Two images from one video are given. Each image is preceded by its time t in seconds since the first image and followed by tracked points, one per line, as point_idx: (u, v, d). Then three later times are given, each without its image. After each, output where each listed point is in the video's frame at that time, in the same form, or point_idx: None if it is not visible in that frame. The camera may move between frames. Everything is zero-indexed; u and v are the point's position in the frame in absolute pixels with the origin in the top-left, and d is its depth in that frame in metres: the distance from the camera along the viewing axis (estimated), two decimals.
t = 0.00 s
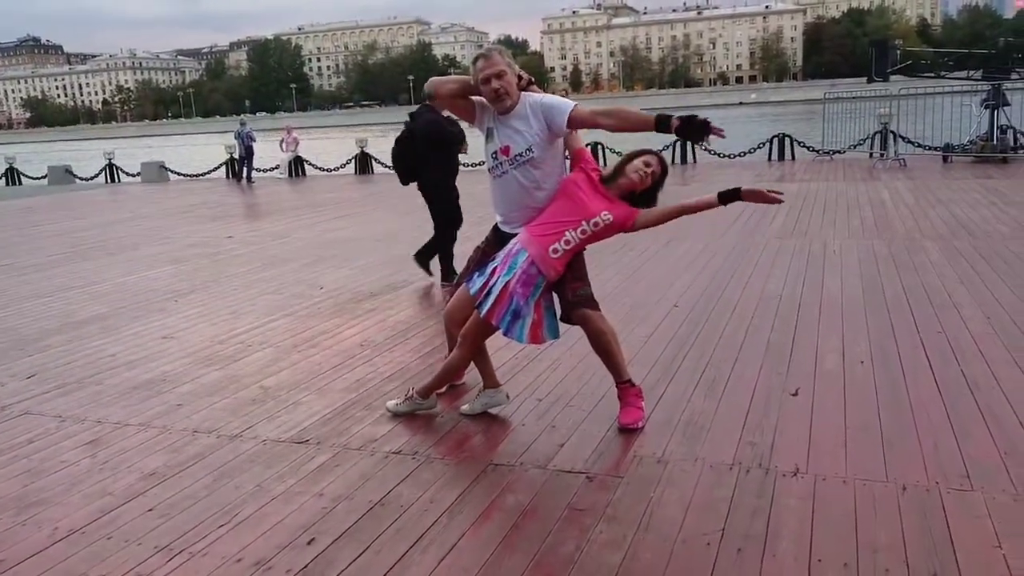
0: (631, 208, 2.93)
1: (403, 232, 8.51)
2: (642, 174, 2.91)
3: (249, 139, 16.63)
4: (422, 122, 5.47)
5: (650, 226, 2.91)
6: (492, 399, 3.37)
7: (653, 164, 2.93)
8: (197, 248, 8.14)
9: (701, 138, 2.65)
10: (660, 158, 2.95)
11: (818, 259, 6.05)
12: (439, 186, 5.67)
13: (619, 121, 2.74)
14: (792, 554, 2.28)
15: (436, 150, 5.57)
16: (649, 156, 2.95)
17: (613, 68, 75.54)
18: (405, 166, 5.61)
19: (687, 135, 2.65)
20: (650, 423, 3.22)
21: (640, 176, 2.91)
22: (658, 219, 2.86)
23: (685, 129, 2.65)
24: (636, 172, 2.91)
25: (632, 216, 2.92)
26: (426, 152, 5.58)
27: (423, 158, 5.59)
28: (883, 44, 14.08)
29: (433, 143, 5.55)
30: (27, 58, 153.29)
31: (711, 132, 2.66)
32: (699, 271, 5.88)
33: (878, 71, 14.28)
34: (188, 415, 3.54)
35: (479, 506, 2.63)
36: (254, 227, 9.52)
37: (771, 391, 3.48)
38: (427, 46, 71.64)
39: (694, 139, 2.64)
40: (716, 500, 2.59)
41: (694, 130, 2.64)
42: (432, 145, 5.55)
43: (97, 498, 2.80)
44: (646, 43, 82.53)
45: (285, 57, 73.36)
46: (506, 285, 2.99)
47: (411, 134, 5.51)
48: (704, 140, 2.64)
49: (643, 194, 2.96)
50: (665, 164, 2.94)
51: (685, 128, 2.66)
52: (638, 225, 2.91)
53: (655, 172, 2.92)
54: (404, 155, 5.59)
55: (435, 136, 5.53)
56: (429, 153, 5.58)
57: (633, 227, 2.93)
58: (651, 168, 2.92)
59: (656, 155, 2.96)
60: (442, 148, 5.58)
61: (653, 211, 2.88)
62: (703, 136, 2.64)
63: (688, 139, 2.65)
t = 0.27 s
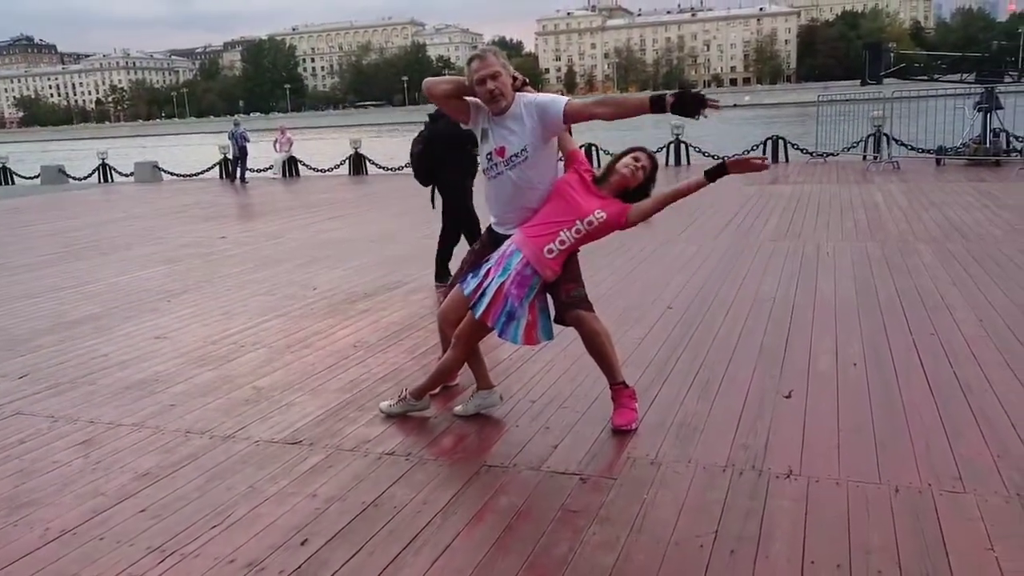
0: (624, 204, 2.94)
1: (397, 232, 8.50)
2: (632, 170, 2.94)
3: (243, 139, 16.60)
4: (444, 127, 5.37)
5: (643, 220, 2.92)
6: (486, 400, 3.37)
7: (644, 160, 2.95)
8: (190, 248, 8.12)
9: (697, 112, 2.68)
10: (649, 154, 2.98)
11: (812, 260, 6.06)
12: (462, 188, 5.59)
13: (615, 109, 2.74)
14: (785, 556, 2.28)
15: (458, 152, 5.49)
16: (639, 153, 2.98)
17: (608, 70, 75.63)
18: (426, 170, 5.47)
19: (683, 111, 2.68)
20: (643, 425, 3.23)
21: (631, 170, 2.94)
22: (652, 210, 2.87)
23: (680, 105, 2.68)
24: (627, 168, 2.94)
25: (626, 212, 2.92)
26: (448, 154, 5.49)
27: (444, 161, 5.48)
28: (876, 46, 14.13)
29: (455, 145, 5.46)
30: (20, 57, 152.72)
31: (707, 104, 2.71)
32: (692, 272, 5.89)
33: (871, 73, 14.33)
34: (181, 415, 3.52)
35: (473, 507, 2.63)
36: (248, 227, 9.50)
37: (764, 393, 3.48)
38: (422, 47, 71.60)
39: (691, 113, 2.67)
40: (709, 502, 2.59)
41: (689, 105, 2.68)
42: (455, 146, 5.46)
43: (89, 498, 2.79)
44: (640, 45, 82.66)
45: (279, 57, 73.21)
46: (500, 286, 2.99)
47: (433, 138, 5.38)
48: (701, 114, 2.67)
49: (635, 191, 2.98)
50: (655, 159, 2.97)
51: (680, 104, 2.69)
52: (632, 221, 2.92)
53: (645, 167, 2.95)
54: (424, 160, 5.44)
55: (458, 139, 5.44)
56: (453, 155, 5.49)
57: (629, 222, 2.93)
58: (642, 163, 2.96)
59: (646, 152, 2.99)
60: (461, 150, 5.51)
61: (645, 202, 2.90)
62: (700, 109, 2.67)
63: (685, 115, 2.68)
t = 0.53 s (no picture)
0: (618, 202, 2.92)
1: (393, 235, 8.50)
2: (624, 169, 2.96)
3: (239, 142, 16.57)
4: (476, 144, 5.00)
5: (638, 217, 2.89)
6: (481, 402, 3.36)
7: (636, 160, 2.98)
8: (185, 250, 8.10)
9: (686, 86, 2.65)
10: (642, 155, 3.01)
11: (806, 265, 6.07)
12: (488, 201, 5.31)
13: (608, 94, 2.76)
14: (780, 560, 2.27)
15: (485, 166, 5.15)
16: (632, 154, 3.00)
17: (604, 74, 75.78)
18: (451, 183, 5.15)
19: (672, 87, 2.65)
20: (638, 428, 3.22)
21: (624, 169, 2.95)
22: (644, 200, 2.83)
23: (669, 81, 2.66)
24: (621, 168, 2.95)
25: (620, 210, 2.89)
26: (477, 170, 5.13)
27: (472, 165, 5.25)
28: (872, 52, 14.18)
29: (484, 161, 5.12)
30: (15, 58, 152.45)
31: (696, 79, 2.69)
32: (688, 276, 5.89)
33: (866, 79, 14.37)
34: (174, 417, 3.51)
35: (467, 511, 2.62)
36: (244, 229, 9.47)
37: (759, 398, 3.48)
38: (418, 50, 71.64)
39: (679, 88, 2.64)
40: (704, 506, 2.59)
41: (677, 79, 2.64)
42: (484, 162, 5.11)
43: (81, 501, 2.77)
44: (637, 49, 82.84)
45: (275, 59, 73.17)
46: (496, 288, 2.98)
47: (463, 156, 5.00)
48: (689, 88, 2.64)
49: (630, 190, 2.97)
50: (647, 160, 2.99)
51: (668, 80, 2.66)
52: (627, 219, 2.89)
53: (636, 166, 2.97)
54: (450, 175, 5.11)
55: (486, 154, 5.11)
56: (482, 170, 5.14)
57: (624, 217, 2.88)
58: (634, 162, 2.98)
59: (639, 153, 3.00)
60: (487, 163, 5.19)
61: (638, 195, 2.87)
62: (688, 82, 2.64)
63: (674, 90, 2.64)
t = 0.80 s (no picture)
0: (615, 202, 2.93)
1: (390, 239, 8.49)
2: (617, 169, 2.97)
3: (236, 145, 16.55)
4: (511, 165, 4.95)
5: (635, 216, 2.89)
6: (476, 407, 3.35)
7: (630, 160, 2.99)
8: (181, 252, 8.09)
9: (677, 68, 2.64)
10: (635, 156, 3.02)
11: (802, 271, 6.08)
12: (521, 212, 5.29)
13: (601, 86, 2.77)
14: (775, 566, 2.27)
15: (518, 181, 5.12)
16: (625, 154, 3.01)
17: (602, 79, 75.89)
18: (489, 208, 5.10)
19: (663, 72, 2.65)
20: (634, 434, 3.22)
21: (619, 169, 2.97)
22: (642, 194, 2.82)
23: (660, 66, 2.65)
24: (615, 168, 2.96)
25: (617, 209, 2.90)
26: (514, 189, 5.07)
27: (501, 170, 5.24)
28: (868, 60, 14.21)
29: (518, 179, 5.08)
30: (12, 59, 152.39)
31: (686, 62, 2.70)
32: (684, 282, 5.89)
33: (863, 86, 14.41)
34: (169, 420, 3.50)
35: (462, 516, 2.61)
36: (240, 232, 9.46)
37: (754, 404, 3.48)
38: (416, 54, 71.71)
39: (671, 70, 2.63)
40: (699, 511, 2.58)
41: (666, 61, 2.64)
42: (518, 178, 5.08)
43: (74, 504, 2.76)
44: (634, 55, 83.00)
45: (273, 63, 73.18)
46: (493, 293, 2.97)
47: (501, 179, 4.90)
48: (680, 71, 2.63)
49: (625, 190, 2.98)
50: (642, 160, 3.00)
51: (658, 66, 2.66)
52: (624, 218, 2.89)
53: (630, 165, 2.98)
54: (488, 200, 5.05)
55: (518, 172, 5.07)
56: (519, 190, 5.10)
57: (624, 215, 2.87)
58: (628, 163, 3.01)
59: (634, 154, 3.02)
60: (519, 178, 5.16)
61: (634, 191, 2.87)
62: (678, 64, 2.63)
63: (665, 73, 2.63)
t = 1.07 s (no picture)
0: (608, 206, 2.94)
1: (386, 245, 8.49)
2: (609, 173, 2.98)
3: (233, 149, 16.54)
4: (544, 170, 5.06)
5: (630, 218, 2.91)
6: (470, 413, 3.34)
7: (622, 163, 3.01)
8: (176, 257, 8.07)
9: (666, 55, 2.65)
10: (628, 159, 3.03)
11: (797, 280, 6.09)
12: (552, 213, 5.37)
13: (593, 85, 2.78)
14: None
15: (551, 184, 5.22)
16: (618, 158, 3.02)
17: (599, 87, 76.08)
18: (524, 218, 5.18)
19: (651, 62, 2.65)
20: (628, 441, 3.21)
21: (611, 173, 2.98)
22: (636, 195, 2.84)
23: (648, 56, 2.65)
24: (608, 172, 2.97)
25: (611, 212, 2.91)
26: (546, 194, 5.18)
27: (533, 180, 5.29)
28: (864, 70, 14.27)
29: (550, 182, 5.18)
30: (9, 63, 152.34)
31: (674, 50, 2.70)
32: (680, 290, 5.90)
33: (858, 96, 14.47)
34: (162, 425, 3.49)
35: (455, 522, 2.60)
36: (235, 237, 9.45)
37: (748, 412, 3.48)
38: (413, 61, 71.83)
39: (659, 58, 2.63)
40: (693, 519, 2.58)
41: (654, 51, 2.64)
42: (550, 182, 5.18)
43: (66, 508, 2.75)
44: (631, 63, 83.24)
45: (270, 68, 73.23)
46: (489, 299, 2.96)
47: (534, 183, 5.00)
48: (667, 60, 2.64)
49: (618, 194, 2.99)
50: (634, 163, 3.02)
51: (646, 56, 2.67)
52: (619, 221, 2.91)
53: (622, 169, 2.99)
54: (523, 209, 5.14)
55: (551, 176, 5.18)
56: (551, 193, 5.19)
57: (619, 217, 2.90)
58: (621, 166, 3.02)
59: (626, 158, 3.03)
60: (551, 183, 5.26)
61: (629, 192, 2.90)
62: (666, 50, 2.63)
63: (654, 62, 2.64)
